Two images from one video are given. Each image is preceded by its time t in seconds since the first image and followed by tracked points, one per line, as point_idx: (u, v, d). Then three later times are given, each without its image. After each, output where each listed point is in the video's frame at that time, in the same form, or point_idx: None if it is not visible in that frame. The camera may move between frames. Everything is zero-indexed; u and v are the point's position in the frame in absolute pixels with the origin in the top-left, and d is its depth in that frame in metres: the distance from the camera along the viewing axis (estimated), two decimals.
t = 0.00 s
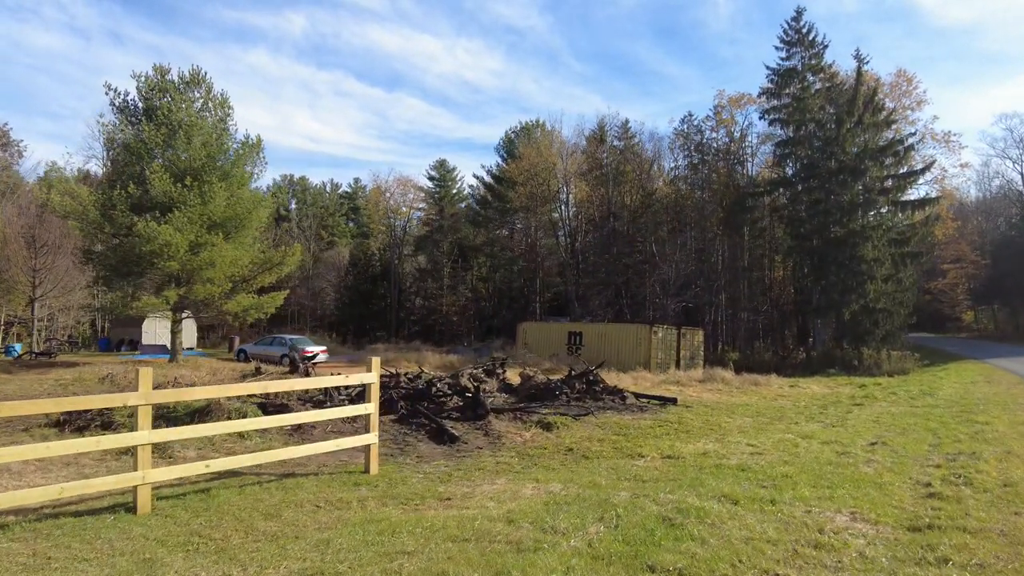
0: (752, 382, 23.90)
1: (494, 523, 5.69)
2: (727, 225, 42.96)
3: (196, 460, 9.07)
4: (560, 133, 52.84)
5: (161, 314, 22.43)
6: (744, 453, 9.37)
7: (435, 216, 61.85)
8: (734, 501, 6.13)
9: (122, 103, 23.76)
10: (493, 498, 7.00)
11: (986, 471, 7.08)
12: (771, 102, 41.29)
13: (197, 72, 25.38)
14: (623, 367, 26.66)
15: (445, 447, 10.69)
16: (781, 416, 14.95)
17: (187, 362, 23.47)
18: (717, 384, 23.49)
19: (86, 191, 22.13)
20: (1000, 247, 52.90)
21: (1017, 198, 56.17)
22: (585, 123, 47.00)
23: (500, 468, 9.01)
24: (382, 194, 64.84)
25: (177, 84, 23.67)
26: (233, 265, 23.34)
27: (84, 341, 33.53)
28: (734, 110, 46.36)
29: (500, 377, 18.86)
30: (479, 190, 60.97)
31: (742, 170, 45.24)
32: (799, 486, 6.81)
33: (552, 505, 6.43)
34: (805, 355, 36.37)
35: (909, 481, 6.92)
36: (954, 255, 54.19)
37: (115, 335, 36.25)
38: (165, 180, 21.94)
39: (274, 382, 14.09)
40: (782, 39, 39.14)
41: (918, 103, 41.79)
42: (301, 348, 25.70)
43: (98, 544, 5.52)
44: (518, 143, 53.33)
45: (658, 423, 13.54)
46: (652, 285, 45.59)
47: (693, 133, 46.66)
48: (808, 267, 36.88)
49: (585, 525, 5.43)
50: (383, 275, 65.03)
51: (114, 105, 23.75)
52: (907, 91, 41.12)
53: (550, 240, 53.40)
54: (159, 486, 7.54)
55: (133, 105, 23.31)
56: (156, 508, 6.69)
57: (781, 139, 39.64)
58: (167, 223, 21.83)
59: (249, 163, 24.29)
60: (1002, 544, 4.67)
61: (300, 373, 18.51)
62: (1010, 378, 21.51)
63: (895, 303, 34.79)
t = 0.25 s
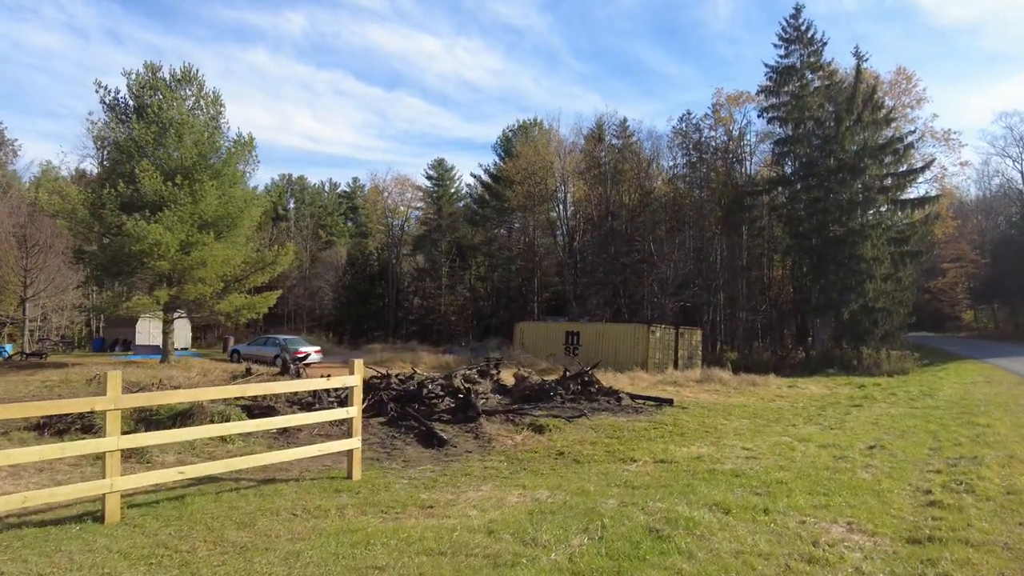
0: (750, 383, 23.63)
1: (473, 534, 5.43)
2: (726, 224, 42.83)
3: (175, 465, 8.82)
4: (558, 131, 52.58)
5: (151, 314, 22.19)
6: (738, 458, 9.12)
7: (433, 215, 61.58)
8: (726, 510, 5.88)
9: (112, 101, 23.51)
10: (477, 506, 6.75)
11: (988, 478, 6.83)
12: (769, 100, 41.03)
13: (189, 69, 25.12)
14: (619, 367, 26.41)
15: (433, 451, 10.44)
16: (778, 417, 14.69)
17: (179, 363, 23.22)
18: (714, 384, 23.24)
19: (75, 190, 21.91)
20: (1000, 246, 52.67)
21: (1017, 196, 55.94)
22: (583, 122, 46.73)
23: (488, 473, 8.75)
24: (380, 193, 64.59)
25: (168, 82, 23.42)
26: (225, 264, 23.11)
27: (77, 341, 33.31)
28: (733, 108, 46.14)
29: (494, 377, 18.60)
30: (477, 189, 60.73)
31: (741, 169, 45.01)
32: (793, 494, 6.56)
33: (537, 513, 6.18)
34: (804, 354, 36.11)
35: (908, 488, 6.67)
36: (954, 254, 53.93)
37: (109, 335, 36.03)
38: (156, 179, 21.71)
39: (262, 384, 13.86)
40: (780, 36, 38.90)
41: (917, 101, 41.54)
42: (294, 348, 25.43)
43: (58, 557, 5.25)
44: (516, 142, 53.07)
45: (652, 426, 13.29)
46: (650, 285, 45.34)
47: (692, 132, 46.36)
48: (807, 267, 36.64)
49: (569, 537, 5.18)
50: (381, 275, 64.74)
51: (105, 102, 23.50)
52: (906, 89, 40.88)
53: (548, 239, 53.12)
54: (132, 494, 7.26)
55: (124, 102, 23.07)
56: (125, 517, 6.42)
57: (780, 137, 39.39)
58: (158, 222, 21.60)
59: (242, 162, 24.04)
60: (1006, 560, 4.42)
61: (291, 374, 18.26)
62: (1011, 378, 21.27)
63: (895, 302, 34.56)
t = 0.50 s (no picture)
0: (746, 381, 23.39)
1: (449, 539, 5.19)
2: (723, 221, 42.78)
3: (152, 465, 8.58)
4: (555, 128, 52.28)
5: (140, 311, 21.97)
6: (731, 458, 8.87)
7: (430, 213, 61.29)
8: (716, 513, 5.63)
9: (101, 96, 23.23)
10: (458, 508, 6.52)
11: (988, 479, 6.59)
12: (767, 97, 40.77)
13: (180, 64, 24.83)
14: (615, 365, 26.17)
15: (420, 450, 10.20)
16: (774, 416, 14.47)
17: (169, 361, 22.95)
18: (710, 382, 23.02)
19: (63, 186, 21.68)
20: (998, 244, 52.49)
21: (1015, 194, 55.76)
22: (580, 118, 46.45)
23: (473, 474, 8.51)
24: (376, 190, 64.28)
25: (158, 76, 23.13)
26: (215, 261, 22.87)
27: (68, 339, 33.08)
28: (730, 105, 45.90)
29: (487, 376, 18.35)
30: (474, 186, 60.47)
31: (738, 166, 44.81)
32: (786, 496, 6.32)
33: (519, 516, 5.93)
34: (801, 352, 35.90)
35: (906, 489, 6.44)
36: (952, 252, 53.74)
37: (101, 333, 35.76)
38: (145, 175, 21.47)
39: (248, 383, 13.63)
40: (778, 32, 38.64)
41: (915, 98, 41.30)
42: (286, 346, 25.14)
43: (13, 563, 4.99)
44: (513, 139, 52.78)
45: (646, 424, 13.05)
46: (647, 283, 44.71)
47: (689, 129, 46.02)
48: (804, 264, 36.41)
49: (549, 541, 4.94)
50: (377, 273, 64.42)
51: (93, 97, 23.21)
52: (905, 85, 40.65)
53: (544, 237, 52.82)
54: (103, 495, 7.00)
55: (113, 97, 22.79)
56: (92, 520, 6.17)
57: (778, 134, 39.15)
58: (146, 218, 21.37)
59: (233, 157, 23.78)
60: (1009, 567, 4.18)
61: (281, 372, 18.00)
62: (1010, 376, 21.04)
63: (893, 300, 34.36)
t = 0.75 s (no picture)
0: (738, 381, 23.23)
1: (420, 548, 4.94)
2: (715, 220, 43.04)
3: (121, 469, 8.30)
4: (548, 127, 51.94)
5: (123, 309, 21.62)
6: (720, 460, 8.64)
7: (422, 212, 60.95)
8: (700, 521, 5.38)
9: (84, 91, 22.80)
10: (434, 514, 6.25)
11: (981, 482, 6.40)
12: (760, 95, 40.63)
13: (165, 59, 24.43)
14: (606, 365, 25.96)
15: (402, 452, 9.96)
16: (764, 416, 14.29)
17: (153, 361, 22.62)
18: (702, 382, 22.84)
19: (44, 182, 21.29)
20: (990, 243, 52.59)
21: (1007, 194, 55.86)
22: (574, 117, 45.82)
23: (454, 477, 8.26)
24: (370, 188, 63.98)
25: (142, 70, 22.71)
26: (201, 259, 22.56)
27: (53, 338, 32.65)
28: (723, 103, 45.78)
29: (475, 375, 18.10)
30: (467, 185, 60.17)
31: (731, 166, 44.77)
32: (774, 501, 6.09)
33: (495, 524, 5.67)
34: (793, 352, 35.83)
35: (897, 493, 6.22)
36: (944, 252, 53.83)
37: (88, 333, 35.31)
38: (128, 171, 21.14)
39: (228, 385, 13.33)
40: (771, 30, 38.48)
41: (908, 97, 41.24)
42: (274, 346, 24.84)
43: None
44: (505, 137, 52.50)
45: (634, 424, 12.86)
46: (640, 282, 44.16)
47: (682, 127, 45.84)
48: (797, 264, 36.32)
49: (523, 551, 4.70)
50: (370, 272, 64.01)
51: (76, 92, 22.79)
52: (897, 85, 40.61)
53: (537, 236, 52.56)
54: (64, 502, 6.70)
55: (96, 92, 22.39)
56: (49, 528, 5.86)
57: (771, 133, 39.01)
58: (129, 215, 21.03)
59: (219, 154, 23.42)
60: None
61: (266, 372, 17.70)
62: (1002, 376, 20.93)
63: (885, 299, 34.28)
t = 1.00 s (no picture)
0: (722, 379, 23.19)
1: (379, 557, 4.71)
2: (701, 218, 43.24)
3: (79, 473, 7.98)
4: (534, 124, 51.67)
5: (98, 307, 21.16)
6: (699, 460, 8.47)
7: (408, 209, 60.52)
8: (674, 526, 5.19)
9: (57, 83, 22.24)
10: (401, 519, 6.01)
11: (961, 483, 6.27)
12: (745, 94, 40.66)
13: (141, 51, 23.90)
14: (590, 363, 25.80)
15: (375, 453, 9.71)
16: (747, 415, 14.16)
17: (129, 360, 22.17)
18: (686, 380, 22.74)
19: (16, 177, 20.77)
20: (972, 242, 53.04)
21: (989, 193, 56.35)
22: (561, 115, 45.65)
23: (427, 479, 8.02)
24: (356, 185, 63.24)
25: (117, 62, 22.18)
26: (179, 255, 22.13)
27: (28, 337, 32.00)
28: (709, 101, 45.79)
29: (457, 374, 17.84)
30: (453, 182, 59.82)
31: (716, 164, 44.83)
32: (752, 504, 5.92)
33: (463, 529, 5.46)
34: (778, 350, 35.90)
35: (877, 495, 6.08)
36: (927, 251, 54.23)
37: (65, 330, 34.65)
38: (103, 166, 20.66)
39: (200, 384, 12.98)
40: (757, 28, 38.50)
41: (892, 96, 41.44)
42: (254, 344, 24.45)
43: None
44: (492, 134, 52.22)
45: (615, 424, 12.69)
46: (625, 280, 44.12)
47: (668, 125, 45.79)
48: (782, 262, 36.39)
49: (488, 560, 4.49)
50: (355, 270, 63.47)
51: (49, 85, 22.23)
52: (881, 84, 40.80)
53: (523, 234, 52.33)
54: (14, 509, 6.39)
55: (70, 85, 21.84)
56: None
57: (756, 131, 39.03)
58: (104, 211, 20.55)
59: (198, 149, 22.96)
60: None
61: (243, 371, 17.36)
62: (983, 374, 20.99)
63: (869, 298, 34.41)
